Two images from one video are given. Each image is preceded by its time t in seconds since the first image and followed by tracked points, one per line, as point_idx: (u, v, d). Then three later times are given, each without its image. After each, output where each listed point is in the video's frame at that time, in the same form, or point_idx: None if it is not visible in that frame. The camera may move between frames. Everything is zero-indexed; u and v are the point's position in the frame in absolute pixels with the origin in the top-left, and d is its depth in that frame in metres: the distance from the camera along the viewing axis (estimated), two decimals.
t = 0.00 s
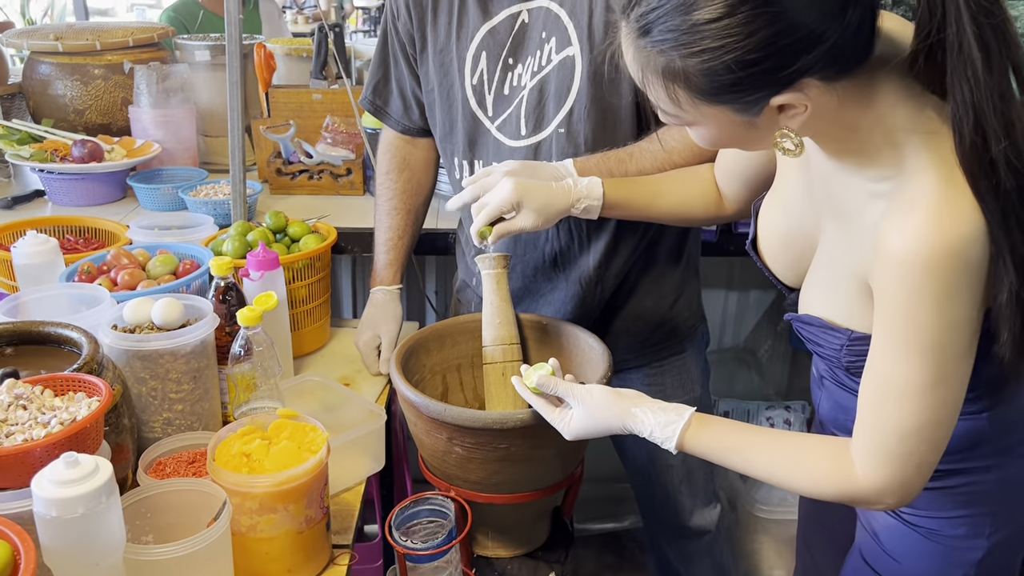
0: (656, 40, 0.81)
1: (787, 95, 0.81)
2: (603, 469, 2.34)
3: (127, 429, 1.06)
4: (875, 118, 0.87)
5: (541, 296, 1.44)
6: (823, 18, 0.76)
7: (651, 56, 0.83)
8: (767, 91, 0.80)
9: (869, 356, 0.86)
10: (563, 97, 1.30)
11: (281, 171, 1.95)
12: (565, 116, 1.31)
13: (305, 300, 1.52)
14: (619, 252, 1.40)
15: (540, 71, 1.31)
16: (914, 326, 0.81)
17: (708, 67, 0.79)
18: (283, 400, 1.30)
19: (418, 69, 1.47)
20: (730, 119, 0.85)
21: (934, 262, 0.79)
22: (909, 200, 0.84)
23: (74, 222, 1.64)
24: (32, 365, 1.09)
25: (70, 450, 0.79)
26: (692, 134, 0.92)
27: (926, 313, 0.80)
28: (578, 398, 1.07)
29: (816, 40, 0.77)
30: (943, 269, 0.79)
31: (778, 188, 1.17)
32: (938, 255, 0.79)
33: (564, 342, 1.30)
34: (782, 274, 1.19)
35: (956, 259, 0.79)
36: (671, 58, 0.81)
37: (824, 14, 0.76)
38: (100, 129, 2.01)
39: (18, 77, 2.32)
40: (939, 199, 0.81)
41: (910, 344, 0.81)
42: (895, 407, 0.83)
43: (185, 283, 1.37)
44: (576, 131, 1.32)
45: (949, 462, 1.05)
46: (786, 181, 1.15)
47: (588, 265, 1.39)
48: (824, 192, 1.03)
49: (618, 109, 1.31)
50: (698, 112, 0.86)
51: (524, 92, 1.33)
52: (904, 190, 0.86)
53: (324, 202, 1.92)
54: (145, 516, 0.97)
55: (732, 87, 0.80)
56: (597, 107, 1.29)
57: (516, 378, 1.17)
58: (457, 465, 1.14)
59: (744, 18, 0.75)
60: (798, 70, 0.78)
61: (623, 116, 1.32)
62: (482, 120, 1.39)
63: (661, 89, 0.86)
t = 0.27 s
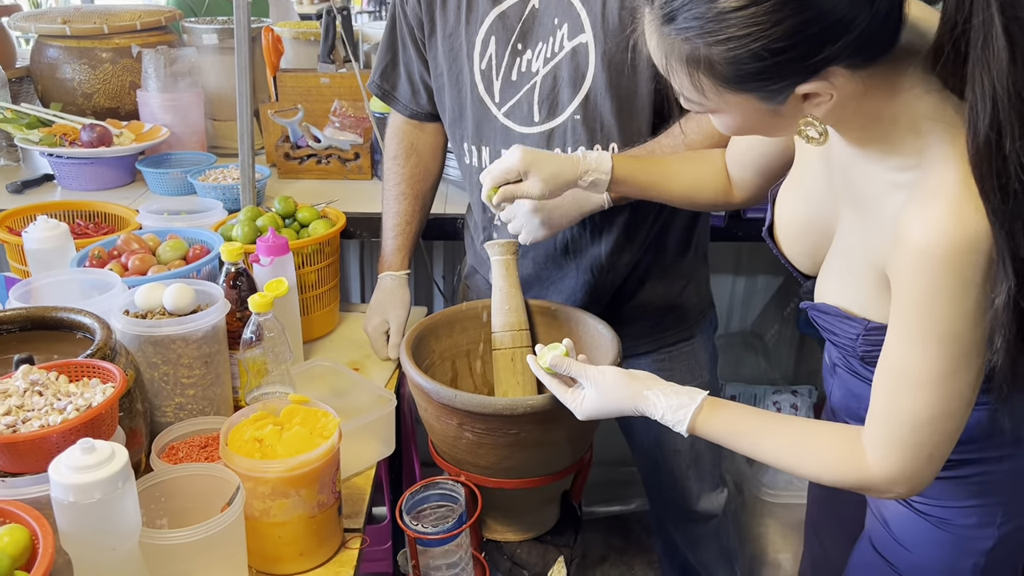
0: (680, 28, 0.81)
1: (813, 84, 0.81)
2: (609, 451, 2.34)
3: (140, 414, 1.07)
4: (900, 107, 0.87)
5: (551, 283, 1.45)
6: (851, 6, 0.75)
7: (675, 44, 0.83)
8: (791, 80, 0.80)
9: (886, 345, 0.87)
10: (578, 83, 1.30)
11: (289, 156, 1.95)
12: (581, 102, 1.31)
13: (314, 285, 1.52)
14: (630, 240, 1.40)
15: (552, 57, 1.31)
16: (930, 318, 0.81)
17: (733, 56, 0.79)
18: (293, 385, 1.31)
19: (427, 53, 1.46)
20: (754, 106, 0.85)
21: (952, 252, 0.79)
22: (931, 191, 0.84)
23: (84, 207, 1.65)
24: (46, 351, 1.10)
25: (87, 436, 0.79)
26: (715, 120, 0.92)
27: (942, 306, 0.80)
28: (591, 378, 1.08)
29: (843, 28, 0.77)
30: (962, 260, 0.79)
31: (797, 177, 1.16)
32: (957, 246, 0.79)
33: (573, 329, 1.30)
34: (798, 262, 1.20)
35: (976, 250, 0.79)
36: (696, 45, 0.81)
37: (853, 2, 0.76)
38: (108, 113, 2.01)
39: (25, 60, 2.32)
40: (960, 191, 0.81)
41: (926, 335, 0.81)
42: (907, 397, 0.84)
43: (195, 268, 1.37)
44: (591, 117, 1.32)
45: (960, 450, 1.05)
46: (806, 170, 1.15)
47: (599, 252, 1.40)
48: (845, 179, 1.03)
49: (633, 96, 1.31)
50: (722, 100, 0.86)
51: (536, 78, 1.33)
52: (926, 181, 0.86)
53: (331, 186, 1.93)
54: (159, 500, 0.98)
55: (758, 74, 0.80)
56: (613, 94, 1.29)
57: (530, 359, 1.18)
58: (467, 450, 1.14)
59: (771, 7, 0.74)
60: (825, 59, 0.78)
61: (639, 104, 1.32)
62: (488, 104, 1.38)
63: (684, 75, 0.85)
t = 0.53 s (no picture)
0: (695, 20, 0.81)
1: (827, 83, 0.80)
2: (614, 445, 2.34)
3: (147, 410, 1.08)
4: (914, 109, 0.87)
5: (556, 279, 1.45)
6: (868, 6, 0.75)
7: (690, 38, 0.83)
8: (805, 79, 0.80)
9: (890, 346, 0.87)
10: (585, 81, 1.31)
11: (294, 149, 1.97)
12: (589, 100, 1.32)
13: (319, 280, 1.53)
14: (637, 239, 1.40)
15: (558, 54, 1.31)
16: (935, 322, 0.81)
17: (746, 53, 0.79)
18: (299, 380, 1.31)
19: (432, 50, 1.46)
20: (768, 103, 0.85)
21: (960, 260, 0.79)
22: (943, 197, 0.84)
23: (89, 201, 1.65)
24: (53, 348, 1.10)
25: (94, 437, 0.80)
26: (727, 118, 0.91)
27: (947, 311, 0.80)
28: (593, 369, 1.08)
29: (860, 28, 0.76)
30: (970, 267, 0.79)
31: (810, 175, 1.16)
32: (966, 253, 0.79)
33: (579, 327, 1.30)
34: (809, 260, 1.20)
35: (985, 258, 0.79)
36: (710, 42, 0.81)
37: (870, 1, 0.75)
38: (113, 106, 2.02)
39: (30, 52, 2.32)
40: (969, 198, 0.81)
41: (931, 340, 0.81)
42: (908, 401, 0.84)
43: (201, 264, 1.38)
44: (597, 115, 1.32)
45: (965, 453, 1.06)
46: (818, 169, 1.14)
47: (606, 250, 1.40)
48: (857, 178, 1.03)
49: (640, 93, 1.31)
50: (734, 96, 0.86)
51: (543, 76, 1.33)
52: (939, 186, 0.85)
53: (336, 180, 1.93)
54: (165, 498, 0.98)
55: (772, 71, 0.79)
56: (621, 92, 1.30)
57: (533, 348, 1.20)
58: (471, 448, 1.15)
59: (788, 5, 0.74)
60: (840, 59, 0.78)
61: (647, 101, 1.32)
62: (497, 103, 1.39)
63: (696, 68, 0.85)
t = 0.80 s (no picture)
0: None
1: (857, 11, 0.74)
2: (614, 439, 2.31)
3: (151, 410, 1.09)
4: (925, 102, 0.85)
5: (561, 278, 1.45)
6: None
7: None
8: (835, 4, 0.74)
9: (902, 329, 0.86)
10: (588, 81, 1.31)
11: (298, 146, 1.97)
12: (592, 99, 1.31)
13: (322, 277, 1.53)
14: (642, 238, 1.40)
15: (561, 54, 1.31)
16: (952, 299, 0.80)
17: None
18: (302, 379, 1.32)
19: (435, 52, 1.47)
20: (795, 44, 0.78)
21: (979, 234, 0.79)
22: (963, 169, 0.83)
23: (93, 198, 1.66)
24: (58, 347, 1.11)
25: (99, 439, 0.81)
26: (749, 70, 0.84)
27: (957, 297, 0.80)
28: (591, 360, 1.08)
29: None
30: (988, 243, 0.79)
31: (824, 169, 1.17)
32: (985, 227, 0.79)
33: (581, 326, 1.31)
34: (821, 252, 1.20)
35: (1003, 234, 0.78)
36: None
37: None
38: (117, 103, 2.02)
39: (34, 47, 2.32)
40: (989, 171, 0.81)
41: (947, 318, 0.81)
42: (922, 382, 0.83)
43: (204, 262, 1.38)
44: (601, 114, 1.32)
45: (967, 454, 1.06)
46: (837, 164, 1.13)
47: (612, 251, 1.39)
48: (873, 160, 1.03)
49: (644, 92, 1.31)
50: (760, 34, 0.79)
51: (546, 76, 1.33)
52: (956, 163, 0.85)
53: (339, 177, 1.94)
54: (170, 497, 0.99)
55: None
56: (625, 91, 1.30)
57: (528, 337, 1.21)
58: (474, 447, 1.16)
59: None
60: None
61: (650, 101, 1.32)
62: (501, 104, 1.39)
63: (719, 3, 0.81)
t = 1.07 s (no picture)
0: None
1: None
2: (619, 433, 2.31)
3: (159, 404, 1.09)
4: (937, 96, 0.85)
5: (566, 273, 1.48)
6: None
7: None
8: None
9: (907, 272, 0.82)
10: (596, 73, 1.30)
11: (303, 141, 1.97)
12: (599, 91, 1.31)
13: (328, 272, 1.54)
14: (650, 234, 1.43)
15: (569, 47, 1.31)
16: (967, 217, 0.77)
17: None
18: (309, 374, 1.32)
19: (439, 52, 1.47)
20: None
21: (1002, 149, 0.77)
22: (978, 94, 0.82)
23: (100, 193, 1.66)
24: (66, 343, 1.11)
25: (108, 434, 0.81)
26: None
27: (972, 221, 0.77)
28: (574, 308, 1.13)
29: None
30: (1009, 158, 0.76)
31: (841, 149, 1.18)
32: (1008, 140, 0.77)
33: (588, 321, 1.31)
34: (834, 237, 1.18)
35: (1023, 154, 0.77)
36: None
37: None
38: (123, 98, 2.02)
39: (40, 43, 2.33)
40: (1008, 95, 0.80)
41: (962, 241, 0.77)
42: (927, 319, 0.78)
43: (211, 257, 1.38)
44: (610, 106, 1.31)
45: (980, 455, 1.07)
46: (857, 152, 1.13)
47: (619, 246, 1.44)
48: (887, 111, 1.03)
49: (651, 83, 1.30)
50: None
51: (553, 70, 1.33)
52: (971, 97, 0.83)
53: (344, 172, 1.94)
54: (178, 492, 1.00)
55: None
56: (633, 80, 1.29)
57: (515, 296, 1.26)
58: (480, 442, 1.16)
59: None
60: None
61: (658, 92, 1.31)
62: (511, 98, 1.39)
63: None
